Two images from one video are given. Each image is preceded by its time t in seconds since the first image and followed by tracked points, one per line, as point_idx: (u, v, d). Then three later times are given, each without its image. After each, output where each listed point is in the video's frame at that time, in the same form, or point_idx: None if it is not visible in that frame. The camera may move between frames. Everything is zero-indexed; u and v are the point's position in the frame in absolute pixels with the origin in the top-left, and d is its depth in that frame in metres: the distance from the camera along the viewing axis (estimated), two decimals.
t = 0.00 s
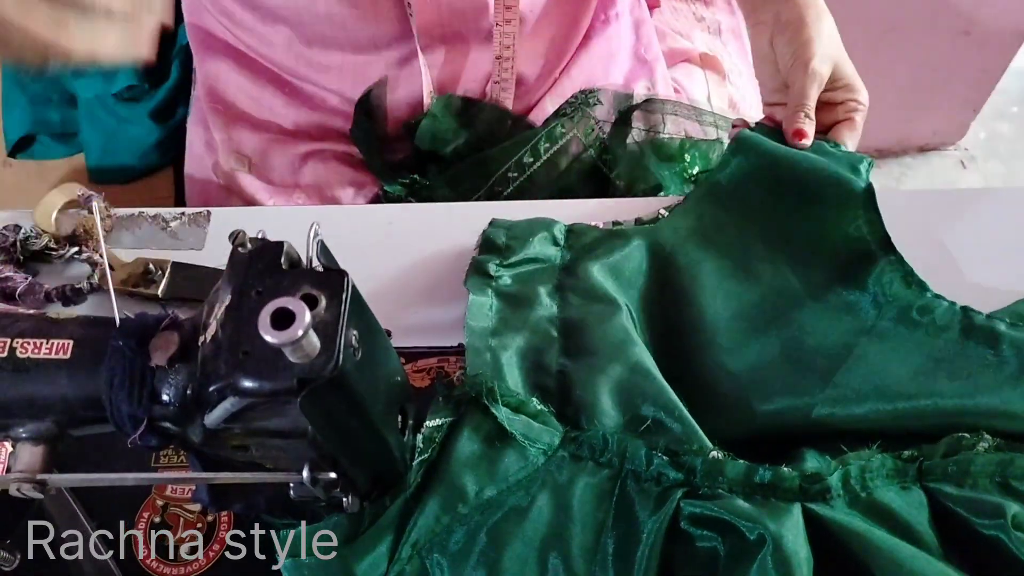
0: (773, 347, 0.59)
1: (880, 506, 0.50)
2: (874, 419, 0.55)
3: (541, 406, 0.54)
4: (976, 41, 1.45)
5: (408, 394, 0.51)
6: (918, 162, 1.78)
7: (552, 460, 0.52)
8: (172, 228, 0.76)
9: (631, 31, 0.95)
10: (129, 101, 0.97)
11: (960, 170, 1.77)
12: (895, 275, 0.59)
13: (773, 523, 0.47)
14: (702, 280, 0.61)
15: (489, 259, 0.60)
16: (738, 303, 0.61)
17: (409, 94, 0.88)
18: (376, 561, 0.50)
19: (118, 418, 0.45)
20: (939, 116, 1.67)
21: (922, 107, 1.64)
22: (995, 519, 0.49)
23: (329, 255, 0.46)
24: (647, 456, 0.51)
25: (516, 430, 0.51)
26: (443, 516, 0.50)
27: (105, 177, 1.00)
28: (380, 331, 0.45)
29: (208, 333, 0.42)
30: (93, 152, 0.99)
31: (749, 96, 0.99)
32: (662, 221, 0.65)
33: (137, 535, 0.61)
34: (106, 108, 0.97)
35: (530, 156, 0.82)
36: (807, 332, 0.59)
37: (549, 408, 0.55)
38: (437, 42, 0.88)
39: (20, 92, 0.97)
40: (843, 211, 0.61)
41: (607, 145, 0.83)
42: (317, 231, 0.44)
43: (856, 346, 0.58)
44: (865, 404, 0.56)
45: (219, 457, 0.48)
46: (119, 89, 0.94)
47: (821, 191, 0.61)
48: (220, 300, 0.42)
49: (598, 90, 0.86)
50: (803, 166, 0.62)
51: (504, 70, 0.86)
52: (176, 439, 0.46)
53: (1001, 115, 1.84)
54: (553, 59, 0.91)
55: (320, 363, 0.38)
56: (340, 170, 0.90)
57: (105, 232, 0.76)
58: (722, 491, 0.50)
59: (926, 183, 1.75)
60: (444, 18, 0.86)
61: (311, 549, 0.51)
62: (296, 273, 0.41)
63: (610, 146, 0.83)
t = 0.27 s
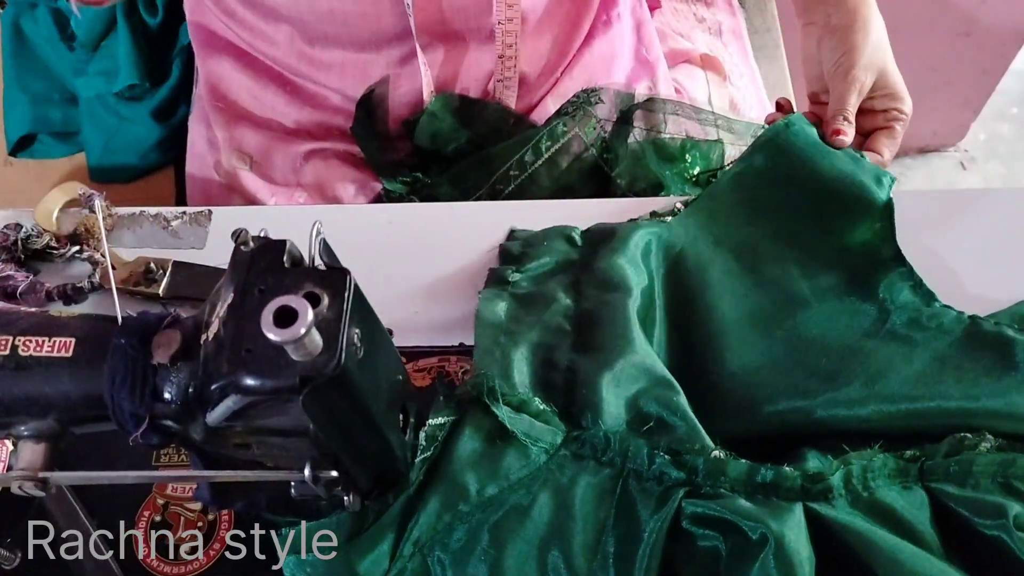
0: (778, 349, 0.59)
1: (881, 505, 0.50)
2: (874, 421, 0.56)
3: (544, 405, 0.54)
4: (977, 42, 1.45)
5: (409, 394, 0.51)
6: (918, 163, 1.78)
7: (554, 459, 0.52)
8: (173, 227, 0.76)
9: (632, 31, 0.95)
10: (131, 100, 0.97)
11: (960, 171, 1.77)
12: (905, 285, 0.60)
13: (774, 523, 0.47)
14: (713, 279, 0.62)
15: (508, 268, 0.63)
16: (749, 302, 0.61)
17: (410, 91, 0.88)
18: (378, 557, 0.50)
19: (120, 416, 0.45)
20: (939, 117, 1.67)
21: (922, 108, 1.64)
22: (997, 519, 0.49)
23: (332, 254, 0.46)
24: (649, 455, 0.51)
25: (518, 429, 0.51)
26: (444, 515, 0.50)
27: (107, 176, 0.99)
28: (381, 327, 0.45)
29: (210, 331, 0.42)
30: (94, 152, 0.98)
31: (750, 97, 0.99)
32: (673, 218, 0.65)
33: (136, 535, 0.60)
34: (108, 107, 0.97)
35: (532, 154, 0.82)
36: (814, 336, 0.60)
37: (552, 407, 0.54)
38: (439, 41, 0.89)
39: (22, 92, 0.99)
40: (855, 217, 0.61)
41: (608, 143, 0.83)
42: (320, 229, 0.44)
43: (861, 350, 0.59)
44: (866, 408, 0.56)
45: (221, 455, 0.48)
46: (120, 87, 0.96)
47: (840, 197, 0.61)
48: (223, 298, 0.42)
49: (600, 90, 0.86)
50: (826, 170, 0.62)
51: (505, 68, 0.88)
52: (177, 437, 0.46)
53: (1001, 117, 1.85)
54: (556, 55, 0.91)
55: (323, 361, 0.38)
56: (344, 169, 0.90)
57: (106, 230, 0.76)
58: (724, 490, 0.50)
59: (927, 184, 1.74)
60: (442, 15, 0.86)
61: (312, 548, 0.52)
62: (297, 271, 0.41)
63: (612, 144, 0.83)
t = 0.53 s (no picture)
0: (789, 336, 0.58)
1: (907, 501, 0.45)
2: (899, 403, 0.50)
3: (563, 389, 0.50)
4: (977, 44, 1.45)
5: (410, 396, 0.51)
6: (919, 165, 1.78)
7: (574, 450, 0.49)
8: (174, 228, 0.76)
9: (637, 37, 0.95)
10: (131, 103, 0.95)
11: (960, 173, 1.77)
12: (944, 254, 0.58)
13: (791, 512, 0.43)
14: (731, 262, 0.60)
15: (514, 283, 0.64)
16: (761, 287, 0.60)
17: (425, 98, 0.88)
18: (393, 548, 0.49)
19: (121, 416, 0.45)
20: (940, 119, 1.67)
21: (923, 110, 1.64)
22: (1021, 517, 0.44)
23: (333, 256, 0.46)
24: (673, 446, 0.47)
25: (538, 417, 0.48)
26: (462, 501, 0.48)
27: (107, 176, 1.02)
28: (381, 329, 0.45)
29: (211, 332, 0.42)
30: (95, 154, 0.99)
31: (750, 99, 0.99)
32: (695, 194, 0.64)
33: (136, 535, 0.61)
34: (108, 109, 0.96)
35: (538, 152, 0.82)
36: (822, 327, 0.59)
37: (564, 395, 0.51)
38: (459, 52, 0.88)
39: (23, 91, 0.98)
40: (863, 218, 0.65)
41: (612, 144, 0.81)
42: (321, 231, 0.44)
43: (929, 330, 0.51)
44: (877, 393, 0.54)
45: (221, 456, 0.48)
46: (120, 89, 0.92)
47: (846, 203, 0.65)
48: (224, 299, 0.42)
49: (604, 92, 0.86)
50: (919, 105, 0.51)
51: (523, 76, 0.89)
52: (178, 437, 0.46)
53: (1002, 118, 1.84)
54: (566, 58, 0.91)
55: (323, 362, 0.38)
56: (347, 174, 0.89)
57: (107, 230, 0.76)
58: (747, 486, 0.45)
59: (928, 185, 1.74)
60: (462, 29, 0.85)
61: (313, 548, 0.53)
62: (299, 273, 0.41)
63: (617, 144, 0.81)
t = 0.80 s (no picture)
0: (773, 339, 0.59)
1: (908, 500, 0.49)
2: (885, 404, 0.55)
3: (574, 396, 0.54)
4: (975, 49, 1.45)
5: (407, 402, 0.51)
6: (917, 169, 1.79)
7: (586, 446, 0.52)
8: (171, 231, 0.76)
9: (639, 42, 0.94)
10: (131, 106, 0.97)
11: (957, 177, 1.78)
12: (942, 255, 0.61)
13: (794, 516, 0.47)
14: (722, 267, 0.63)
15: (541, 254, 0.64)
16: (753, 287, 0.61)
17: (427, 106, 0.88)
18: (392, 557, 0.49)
19: (117, 421, 0.44)
20: (937, 124, 1.68)
21: (920, 115, 1.65)
22: None
23: (329, 261, 0.46)
24: (677, 446, 0.51)
25: (550, 415, 0.51)
26: (475, 493, 0.49)
27: (106, 180, 1.00)
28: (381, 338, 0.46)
29: (207, 337, 0.42)
30: (93, 156, 0.99)
31: (747, 103, 0.99)
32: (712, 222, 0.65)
33: (135, 536, 0.60)
34: (106, 111, 0.97)
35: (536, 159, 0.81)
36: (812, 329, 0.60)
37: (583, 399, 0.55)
38: (461, 62, 0.88)
39: (21, 94, 0.99)
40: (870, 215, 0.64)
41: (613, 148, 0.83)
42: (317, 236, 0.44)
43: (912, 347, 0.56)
44: (864, 390, 0.55)
45: (218, 461, 0.48)
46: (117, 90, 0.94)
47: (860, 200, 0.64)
48: (220, 304, 0.42)
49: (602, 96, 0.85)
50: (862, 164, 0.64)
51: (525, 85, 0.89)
52: (174, 442, 0.46)
53: (998, 122, 1.85)
54: (565, 64, 0.91)
55: (320, 368, 0.38)
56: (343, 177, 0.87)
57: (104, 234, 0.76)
58: (748, 480, 0.50)
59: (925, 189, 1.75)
60: (462, 40, 0.85)
61: (311, 548, 0.52)
62: (296, 277, 0.41)
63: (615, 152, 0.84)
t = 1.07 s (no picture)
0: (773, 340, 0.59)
1: (908, 499, 0.48)
2: (887, 402, 0.54)
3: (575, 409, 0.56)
4: (973, 52, 1.46)
5: (409, 404, 0.51)
6: (915, 173, 1.79)
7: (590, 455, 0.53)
8: (173, 232, 0.76)
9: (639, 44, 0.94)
10: (132, 107, 0.96)
11: (955, 180, 1.78)
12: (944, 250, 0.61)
13: (790, 516, 0.46)
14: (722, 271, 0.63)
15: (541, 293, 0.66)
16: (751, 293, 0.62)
17: (431, 109, 0.88)
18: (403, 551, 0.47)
19: (119, 420, 0.44)
20: (935, 128, 1.68)
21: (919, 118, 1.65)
22: None
23: (330, 262, 0.46)
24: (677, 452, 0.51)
25: (556, 419, 0.52)
26: (487, 489, 0.49)
27: (106, 180, 1.01)
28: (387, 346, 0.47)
29: (210, 337, 0.42)
30: (94, 158, 0.99)
31: (747, 105, 0.99)
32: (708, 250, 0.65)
33: (135, 536, 0.60)
34: (108, 112, 0.96)
35: (536, 160, 0.82)
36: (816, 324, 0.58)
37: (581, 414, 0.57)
38: (467, 64, 0.87)
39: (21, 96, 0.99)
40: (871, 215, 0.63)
41: (613, 150, 0.83)
42: (319, 237, 0.44)
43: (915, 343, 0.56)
44: (866, 389, 0.55)
45: (220, 461, 0.48)
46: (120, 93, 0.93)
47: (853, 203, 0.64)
48: (223, 305, 0.43)
49: (604, 97, 0.84)
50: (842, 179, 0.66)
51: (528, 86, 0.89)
52: (176, 441, 0.46)
53: (998, 126, 1.85)
54: (567, 65, 0.92)
55: (322, 367, 0.39)
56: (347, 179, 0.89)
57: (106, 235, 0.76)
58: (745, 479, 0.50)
59: (923, 192, 1.75)
60: (473, 41, 0.84)
61: (311, 550, 0.51)
62: (299, 277, 0.41)
63: (614, 154, 0.83)
